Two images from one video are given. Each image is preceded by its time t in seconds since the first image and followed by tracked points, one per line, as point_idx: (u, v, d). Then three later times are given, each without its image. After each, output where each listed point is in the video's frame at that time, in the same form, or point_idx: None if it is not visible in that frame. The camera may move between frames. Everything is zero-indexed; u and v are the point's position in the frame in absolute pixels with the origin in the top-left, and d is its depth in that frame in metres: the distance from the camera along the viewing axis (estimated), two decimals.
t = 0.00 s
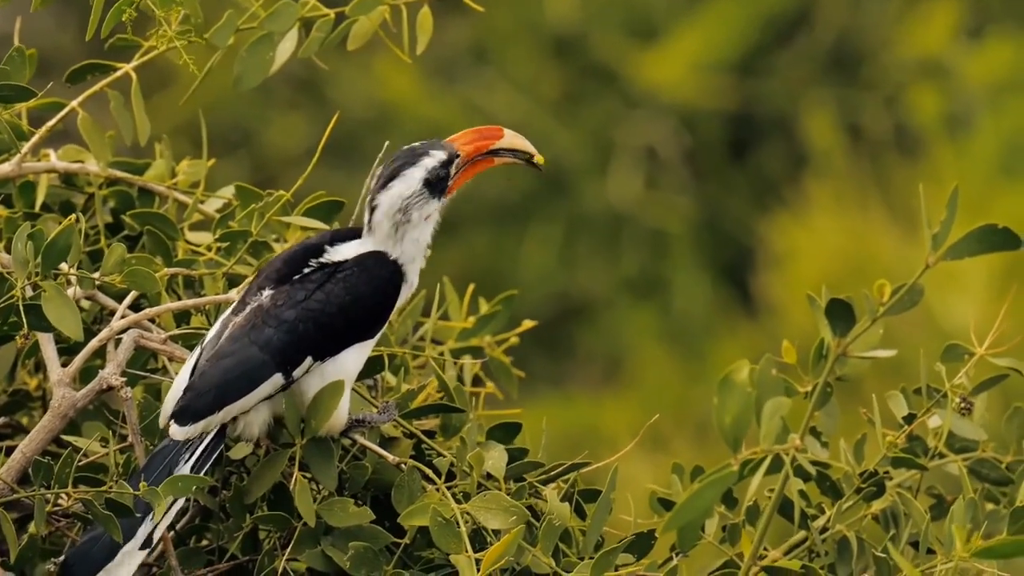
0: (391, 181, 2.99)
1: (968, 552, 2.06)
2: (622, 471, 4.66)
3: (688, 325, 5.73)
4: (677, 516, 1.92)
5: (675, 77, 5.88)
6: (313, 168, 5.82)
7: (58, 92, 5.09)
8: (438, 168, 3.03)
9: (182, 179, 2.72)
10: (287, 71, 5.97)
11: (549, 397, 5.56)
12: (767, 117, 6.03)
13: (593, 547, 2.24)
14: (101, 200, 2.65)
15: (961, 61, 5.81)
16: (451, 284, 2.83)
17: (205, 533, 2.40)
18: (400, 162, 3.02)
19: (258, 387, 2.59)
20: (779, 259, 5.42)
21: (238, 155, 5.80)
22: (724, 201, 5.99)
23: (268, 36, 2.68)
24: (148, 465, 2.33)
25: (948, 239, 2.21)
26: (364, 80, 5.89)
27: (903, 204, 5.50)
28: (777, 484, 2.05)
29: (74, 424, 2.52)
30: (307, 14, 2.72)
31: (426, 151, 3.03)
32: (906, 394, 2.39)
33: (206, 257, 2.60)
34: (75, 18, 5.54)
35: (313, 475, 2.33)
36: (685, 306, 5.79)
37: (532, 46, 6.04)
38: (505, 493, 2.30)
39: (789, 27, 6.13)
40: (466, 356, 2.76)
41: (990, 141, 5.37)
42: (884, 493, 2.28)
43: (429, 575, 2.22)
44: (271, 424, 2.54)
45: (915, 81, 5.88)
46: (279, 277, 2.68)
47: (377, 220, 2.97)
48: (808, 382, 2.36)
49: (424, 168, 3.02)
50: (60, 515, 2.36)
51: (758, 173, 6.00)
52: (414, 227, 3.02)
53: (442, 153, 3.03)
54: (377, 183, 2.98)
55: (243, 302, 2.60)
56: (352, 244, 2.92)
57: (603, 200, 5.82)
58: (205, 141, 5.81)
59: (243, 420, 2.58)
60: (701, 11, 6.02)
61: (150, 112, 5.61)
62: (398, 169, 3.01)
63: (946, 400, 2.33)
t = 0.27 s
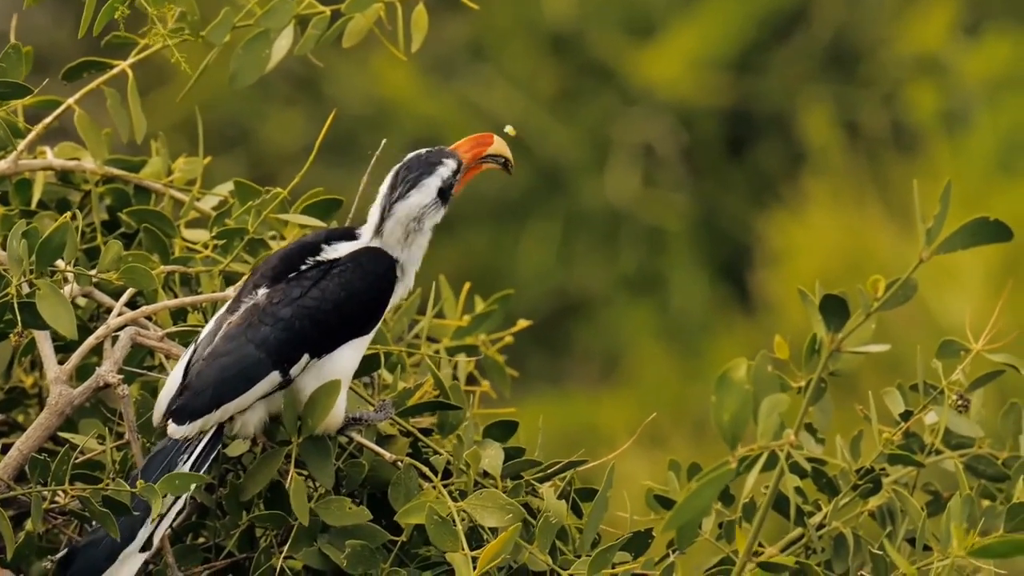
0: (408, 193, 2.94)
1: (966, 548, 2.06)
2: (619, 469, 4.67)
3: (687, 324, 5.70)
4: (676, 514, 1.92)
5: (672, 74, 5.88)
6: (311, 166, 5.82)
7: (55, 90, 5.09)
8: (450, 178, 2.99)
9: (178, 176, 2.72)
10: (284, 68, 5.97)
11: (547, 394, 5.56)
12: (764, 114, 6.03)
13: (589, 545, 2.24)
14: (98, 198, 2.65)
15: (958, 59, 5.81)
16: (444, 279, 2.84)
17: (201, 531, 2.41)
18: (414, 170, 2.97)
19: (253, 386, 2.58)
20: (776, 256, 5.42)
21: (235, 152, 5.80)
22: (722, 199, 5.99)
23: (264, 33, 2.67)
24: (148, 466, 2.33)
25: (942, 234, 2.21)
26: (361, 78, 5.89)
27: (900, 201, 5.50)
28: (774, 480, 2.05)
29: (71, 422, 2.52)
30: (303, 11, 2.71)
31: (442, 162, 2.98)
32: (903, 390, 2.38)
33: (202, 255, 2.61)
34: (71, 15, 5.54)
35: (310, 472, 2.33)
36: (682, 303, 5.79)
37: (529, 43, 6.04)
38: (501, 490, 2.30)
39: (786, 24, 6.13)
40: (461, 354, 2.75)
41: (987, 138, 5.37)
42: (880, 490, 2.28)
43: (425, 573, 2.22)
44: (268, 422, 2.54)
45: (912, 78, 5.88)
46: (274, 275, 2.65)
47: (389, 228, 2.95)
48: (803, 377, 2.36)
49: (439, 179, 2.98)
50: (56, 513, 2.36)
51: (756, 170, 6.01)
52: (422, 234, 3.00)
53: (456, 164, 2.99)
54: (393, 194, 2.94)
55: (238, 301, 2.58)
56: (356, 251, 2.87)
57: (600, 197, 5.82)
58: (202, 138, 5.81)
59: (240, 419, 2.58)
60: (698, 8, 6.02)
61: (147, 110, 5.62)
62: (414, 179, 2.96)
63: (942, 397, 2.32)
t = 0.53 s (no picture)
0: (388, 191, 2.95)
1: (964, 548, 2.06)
2: (617, 466, 4.67)
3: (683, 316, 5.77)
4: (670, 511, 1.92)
5: (669, 71, 5.88)
6: (308, 162, 5.82)
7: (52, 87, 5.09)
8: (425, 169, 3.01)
9: (176, 174, 2.72)
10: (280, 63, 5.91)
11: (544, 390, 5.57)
12: (761, 111, 6.03)
13: (588, 542, 2.24)
14: (96, 195, 2.64)
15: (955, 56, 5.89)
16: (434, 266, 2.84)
17: (200, 529, 2.41)
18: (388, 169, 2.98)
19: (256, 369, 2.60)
20: (773, 253, 5.42)
21: (233, 149, 5.80)
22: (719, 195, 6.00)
23: (261, 30, 2.67)
24: (141, 455, 2.33)
25: (941, 233, 2.21)
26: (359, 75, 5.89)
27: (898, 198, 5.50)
28: (772, 478, 2.06)
29: (69, 419, 2.52)
30: (300, 8, 2.71)
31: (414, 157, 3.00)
32: (902, 389, 2.38)
33: (200, 252, 2.60)
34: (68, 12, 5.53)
35: (308, 469, 2.33)
36: (680, 300, 5.79)
37: (526, 40, 6.04)
38: (499, 487, 2.29)
39: (783, 21, 6.13)
40: (459, 352, 2.73)
41: (985, 135, 5.38)
42: (880, 488, 2.29)
43: (423, 570, 2.21)
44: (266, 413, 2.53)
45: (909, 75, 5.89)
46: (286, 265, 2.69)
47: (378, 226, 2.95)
48: (802, 376, 2.36)
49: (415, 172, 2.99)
50: (54, 510, 2.36)
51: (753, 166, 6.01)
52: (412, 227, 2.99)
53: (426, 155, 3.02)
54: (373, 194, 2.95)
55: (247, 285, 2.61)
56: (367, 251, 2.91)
57: (597, 194, 5.82)
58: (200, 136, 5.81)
59: (241, 405, 2.57)
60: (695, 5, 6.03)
61: (145, 107, 5.61)
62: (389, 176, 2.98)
63: (941, 395, 2.33)
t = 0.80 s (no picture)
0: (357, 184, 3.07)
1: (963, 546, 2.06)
2: (615, 462, 4.67)
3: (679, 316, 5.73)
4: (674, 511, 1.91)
5: (666, 68, 5.89)
6: (305, 159, 5.82)
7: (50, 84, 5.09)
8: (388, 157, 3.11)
9: (175, 170, 2.71)
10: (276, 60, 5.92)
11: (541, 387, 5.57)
12: (758, 107, 6.04)
13: (586, 538, 2.24)
14: (95, 191, 2.63)
15: (951, 51, 5.91)
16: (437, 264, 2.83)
17: (198, 525, 2.41)
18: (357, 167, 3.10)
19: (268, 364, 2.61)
20: (770, 250, 5.43)
21: (229, 145, 5.80)
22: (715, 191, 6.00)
23: (261, 27, 2.67)
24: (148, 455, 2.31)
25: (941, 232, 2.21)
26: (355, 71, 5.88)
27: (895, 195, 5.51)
28: (771, 477, 2.06)
29: (67, 415, 2.53)
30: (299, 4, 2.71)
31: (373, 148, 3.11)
32: (901, 386, 2.38)
33: (199, 248, 2.59)
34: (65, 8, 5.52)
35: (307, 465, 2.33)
36: (676, 296, 5.80)
37: (522, 36, 6.04)
38: (497, 483, 2.29)
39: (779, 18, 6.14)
40: (459, 348, 2.72)
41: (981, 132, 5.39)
42: (878, 485, 2.29)
43: (422, 565, 2.21)
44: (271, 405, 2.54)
45: (905, 71, 5.89)
46: (289, 260, 2.75)
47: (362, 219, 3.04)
48: (802, 373, 2.35)
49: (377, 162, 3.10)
50: (52, 506, 2.35)
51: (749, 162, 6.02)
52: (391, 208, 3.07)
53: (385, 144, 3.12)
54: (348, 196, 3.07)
55: (253, 281, 2.65)
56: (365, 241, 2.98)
57: (595, 190, 5.83)
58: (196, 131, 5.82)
59: (250, 401, 2.57)
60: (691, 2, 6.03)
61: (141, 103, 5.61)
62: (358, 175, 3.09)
63: (940, 393, 2.32)
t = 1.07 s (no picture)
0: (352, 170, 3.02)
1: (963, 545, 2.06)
2: (614, 459, 4.67)
3: (676, 310, 5.76)
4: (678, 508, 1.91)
5: (665, 65, 5.89)
6: (303, 156, 5.83)
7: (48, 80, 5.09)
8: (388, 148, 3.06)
9: (176, 166, 2.71)
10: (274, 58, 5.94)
11: (539, 383, 5.58)
12: (755, 104, 6.04)
13: (586, 535, 2.24)
14: (96, 187, 2.64)
15: (949, 49, 5.90)
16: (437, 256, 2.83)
17: (198, 520, 2.43)
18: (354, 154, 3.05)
19: (259, 372, 2.58)
20: (768, 247, 5.43)
21: (227, 142, 5.80)
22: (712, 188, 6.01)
23: (262, 24, 2.67)
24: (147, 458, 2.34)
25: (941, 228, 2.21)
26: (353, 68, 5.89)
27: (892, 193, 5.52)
28: (771, 474, 2.06)
29: (67, 411, 2.52)
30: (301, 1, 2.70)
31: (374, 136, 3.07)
32: (902, 382, 2.38)
33: (200, 244, 2.61)
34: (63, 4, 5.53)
35: (305, 462, 2.33)
36: (673, 293, 5.81)
37: (520, 33, 6.05)
38: (496, 480, 2.29)
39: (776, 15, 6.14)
40: (461, 343, 2.75)
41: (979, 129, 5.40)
42: (877, 482, 2.29)
43: (422, 563, 2.22)
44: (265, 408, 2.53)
45: (902, 69, 5.90)
46: (279, 263, 2.69)
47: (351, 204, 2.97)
48: (801, 370, 2.36)
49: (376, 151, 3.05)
50: (52, 501, 2.36)
51: (746, 160, 6.03)
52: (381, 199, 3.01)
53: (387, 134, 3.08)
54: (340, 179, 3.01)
55: (244, 286, 2.59)
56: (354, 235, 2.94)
57: (592, 187, 5.83)
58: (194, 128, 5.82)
59: (244, 407, 2.56)
60: None
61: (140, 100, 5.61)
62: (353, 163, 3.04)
63: (939, 390, 2.33)
